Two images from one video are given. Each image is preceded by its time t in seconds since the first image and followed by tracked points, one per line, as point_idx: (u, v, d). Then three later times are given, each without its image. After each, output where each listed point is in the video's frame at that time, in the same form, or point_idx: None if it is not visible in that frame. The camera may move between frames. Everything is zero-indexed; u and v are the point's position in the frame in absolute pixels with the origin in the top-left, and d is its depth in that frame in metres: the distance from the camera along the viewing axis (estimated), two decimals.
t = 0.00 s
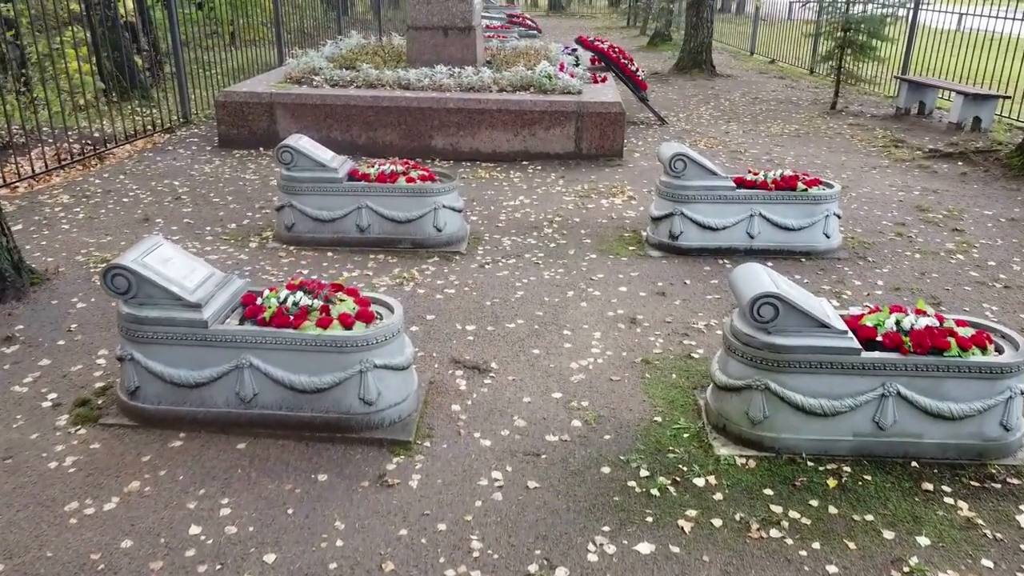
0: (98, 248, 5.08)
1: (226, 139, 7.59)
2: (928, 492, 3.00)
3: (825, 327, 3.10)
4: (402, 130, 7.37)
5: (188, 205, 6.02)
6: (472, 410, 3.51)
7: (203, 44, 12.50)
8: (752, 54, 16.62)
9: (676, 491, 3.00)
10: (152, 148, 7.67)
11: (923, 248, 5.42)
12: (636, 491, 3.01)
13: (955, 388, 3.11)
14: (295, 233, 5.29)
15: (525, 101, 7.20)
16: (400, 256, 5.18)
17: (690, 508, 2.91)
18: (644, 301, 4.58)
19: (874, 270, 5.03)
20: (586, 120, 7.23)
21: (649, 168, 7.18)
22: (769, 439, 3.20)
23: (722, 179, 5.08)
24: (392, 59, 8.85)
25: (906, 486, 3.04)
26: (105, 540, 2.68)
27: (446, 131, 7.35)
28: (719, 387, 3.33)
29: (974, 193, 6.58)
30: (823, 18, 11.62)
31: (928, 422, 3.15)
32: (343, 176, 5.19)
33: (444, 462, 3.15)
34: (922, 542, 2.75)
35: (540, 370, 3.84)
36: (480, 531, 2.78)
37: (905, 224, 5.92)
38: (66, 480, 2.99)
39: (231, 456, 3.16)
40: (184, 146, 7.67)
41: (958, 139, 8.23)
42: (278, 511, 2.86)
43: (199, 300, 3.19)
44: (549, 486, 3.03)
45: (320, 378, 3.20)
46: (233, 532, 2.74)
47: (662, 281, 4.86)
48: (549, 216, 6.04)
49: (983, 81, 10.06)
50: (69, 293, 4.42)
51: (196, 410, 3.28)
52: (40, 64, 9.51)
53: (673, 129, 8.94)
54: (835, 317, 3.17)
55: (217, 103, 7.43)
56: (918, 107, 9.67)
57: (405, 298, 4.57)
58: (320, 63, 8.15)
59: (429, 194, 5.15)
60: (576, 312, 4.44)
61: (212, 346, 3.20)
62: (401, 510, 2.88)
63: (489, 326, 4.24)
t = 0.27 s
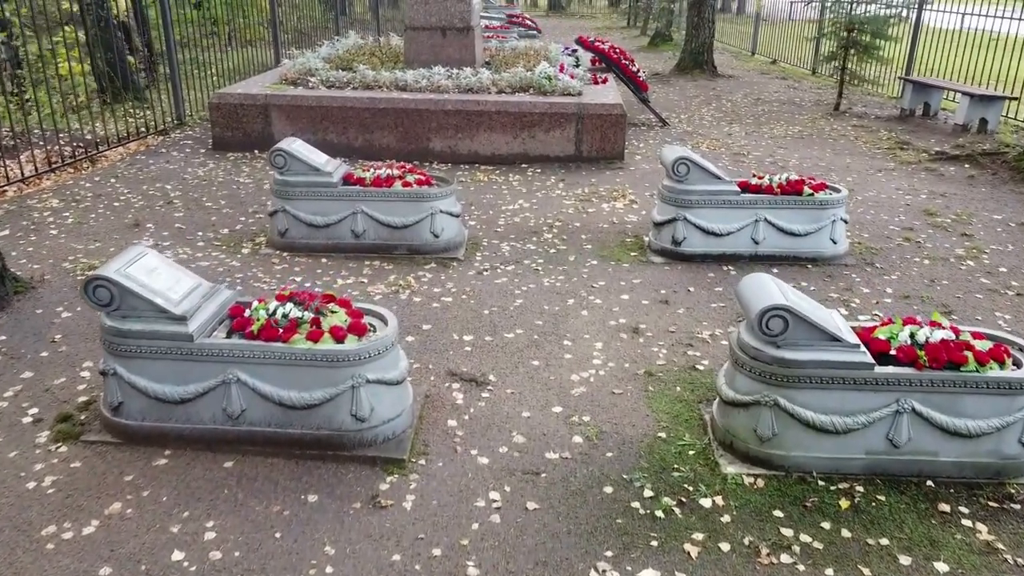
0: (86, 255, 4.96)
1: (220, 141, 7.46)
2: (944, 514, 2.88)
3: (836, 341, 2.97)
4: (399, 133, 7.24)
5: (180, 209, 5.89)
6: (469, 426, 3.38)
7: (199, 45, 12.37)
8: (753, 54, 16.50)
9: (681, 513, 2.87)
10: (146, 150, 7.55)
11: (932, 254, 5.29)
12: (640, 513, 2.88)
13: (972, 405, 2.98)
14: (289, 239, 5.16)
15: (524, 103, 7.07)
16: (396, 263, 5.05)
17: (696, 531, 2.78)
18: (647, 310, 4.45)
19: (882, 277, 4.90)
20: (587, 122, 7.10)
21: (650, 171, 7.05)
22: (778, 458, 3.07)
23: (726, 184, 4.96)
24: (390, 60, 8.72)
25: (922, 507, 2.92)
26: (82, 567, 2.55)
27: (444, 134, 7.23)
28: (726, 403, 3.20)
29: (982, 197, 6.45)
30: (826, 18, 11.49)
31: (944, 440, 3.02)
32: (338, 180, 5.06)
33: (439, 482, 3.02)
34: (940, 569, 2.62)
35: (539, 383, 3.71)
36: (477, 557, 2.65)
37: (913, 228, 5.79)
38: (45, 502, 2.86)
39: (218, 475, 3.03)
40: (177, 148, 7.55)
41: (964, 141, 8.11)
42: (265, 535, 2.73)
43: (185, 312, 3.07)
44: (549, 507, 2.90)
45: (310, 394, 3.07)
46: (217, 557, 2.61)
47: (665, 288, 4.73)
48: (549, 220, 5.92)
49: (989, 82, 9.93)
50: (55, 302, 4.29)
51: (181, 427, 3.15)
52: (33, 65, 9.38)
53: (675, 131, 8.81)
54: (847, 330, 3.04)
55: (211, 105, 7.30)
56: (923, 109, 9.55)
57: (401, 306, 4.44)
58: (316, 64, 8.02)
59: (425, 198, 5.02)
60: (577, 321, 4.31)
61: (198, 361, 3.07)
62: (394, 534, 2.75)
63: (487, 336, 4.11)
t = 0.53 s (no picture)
0: (75, 262, 4.83)
1: (215, 144, 7.34)
2: (963, 539, 2.75)
3: (849, 358, 2.86)
4: (397, 136, 7.13)
5: (173, 215, 5.77)
6: (467, 443, 3.26)
7: (196, 46, 12.24)
8: (755, 55, 16.38)
9: (689, 538, 2.75)
10: (139, 154, 7.42)
11: (942, 261, 5.17)
12: (646, 537, 2.76)
13: (991, 424, 2.86)
14: (283, 246, 5.03)
15: (524, 105, 6.94)
16: (393, 270, 4.93)
17: (704, 557, 2.66)
18: (650, 320, 4.33)
19: (891, 285, 4.78)
20: (587, 124, 6.97)
21: (652, 174, 6.93)
22: (789, 478, 2.95)
23: (731, 189, 4.84)
24: (388, 62, 8.60)
25: (939, 531, 2.80)
26: None
27: (442, 136, 7.10)
28: (733, 420, 3.08)
29: (991, 201, 6.33)
30: (829, 19, 11.37)
31: (962, 460, 2.90)
32: (334, 186, 4.94)
33: (436, 504, 2.90)
34: None
35: (540, 397, 3.59)
36: None
37: (921, 234, 5.67)
38: (24, 526, 2.74)
39: (205, 497, 2.90)
40: (171, 152, 7.42)
41: (971, 144, 7.99)
42: (253, 561, 2.61)
43: (171, 327, 2.95)
44: (550, 531, 2.77)
45: (301, 413, 2.95)
46: None
47: (669, 297, 4.61)
48: (549, 226, 5.80)
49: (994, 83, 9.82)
50: (41, 313, 4.17)
51: (168, 446, 3.03)
52: (26, 66, 9.25)
53: (677, 133, 8.69)
54: (860, 346, 2.92)
55: (205, 108, 7.17)
56: (927, 110, 9.43)
57: (397, 316, 4.32)
58: (313, 66, 7.89)
59: (423, 204, 4.90)
60: (578, 331, 4.19)
61: (185, 378, 2.95)
62: (389, 561, 2.62)
63: (486, 347, 3.99)
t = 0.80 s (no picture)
0: (62, 270, 4.71)
1: (209, 147, 7.21)
2: (983, 565, 2.63)
3: (863, 375, 2.73)
4: (394, 138, 7.00)
5: (164, 220, 5.65)
6: (464, 462, 3.13)
7: (191, 46, 12.11)
8: (756, 55, 16.27)
9: (695, 564, 2.63)
10: (132, 157, 7.30)
11: (952, 268, 5.05)
12: (651, 563, 2.63)
13: (1011, 444, 2.73)
14: (276, 252, 4.91)
15: (524, 107, 6.82)
16: (389, 278, 4.80)
17: None
18: (654, 330, 4.21)
19: (901, 293, 4.66)
20: (588, 127, 6.85)
21: (654, 178, 6.80)
22: (800, 500, 2.82)
23: (736, 195, 4.71)
24: (385, 63, 8.47)
25: (958, 558, 2.67)
26: None
27: (440, 139, 6.97)
28: (742, 439, 2.96)
29: (1000, 206, 6.20)
30: (832, 19, 11.24)
31: (981, 482, 2.77)
32: (328, 191, 4.82)
33: (431, 528, 2.77)
34: None
35: (539, 412, 3.46)
36: None
37: (930, 240, 5.55)
38: None
39: (190, 520, 2.78)
40: (165, 155, 7.30)
41: (977, 147, 7.87)
42: None
43: (155, 342, 2.82)
44: (551, 557, 2.65)
45: (290, 432, 2.83)
46: None
47: (673, 306, 4.49)
48: (549, 231, 5.67)
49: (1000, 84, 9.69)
50: (25, 323, 4.04)
51: (151, 467, 2.90)
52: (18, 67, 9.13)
53: (679, 136, 8.56)
54: (874, 363, 2.80)
55: (199, 110, 7.04)
56: (933, 112, 9.31)
57: (393, 326, 4.20)
58: (309, 67, 7.77)
59: (420, 210, 4.78)
60: (579, 342, 4.07)
61: (169, 395, 2.83)
62: None
63: (484, 359, 3.87)
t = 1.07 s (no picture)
0: (48, 279, 4.58)
1: (202, 150, 7.09)
2: None
3: (878, 395, 2.61)
4: (391, 142, 6.88)
5: (155, 226, 5.53)
6: (461, 483, 3.00)
7: (188, 47, 11.98)
8: (758, 56, 16.15)
9: None
10: (125, 160, 7.17)
11: (962, 275, 4.92)
12: None
13: None
14: (269, 260, 4.79)
15: (523, 110, 6.69)
16: (384, 287, 4.68)
17: None
18: (657, 341, 4.09)
19: (911, 302, 4.53)
20: (589, 130, 6.72)
21: (656, 182, 6.68)
22: (811, 525, 2.70)
23: (741, 201, 4.59)
24: (383, 64, 8.35)
25: None
26: None
27: (438, 142, 6.85)
28: (750, 459, 2.83)
29: (1010, 211, 6.08)
30: (835, 20, 11.12)
31: (1000, 506, 2.65)
32: (322, 198, 4.70)
33: (425, 555, 2.65)
34: None
35: (539, 429, 3.34)
36: None
37: (939, 246, 5.42)
38: None
39: (173, 546, 2.65)
40: (158, 158, 7.17)
41: (985, 150, 7.75)
42: None
43: (137, 359, 2.69)
44: None
45: (279, 453, 2.71)
46: None
47: (676, 316, 4.37)
48: (549, 237, 5.55)
49: (1006, 86, 9.57)
50: (8, 335, 3.92)
51: (134, 489, 2.78)
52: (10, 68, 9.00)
53: (681, 138, 8.44)
54: (889, 381, 2.68)
55: (192, 113, 6.92)
56: (938, 114, 9.19)
57: (388, 337, 4.07)
58: (305, 69, 7.64)
59: (417, 217, 4.65)
60: (580, 354, 3.95)
61: (152, 415, 2.70)
62: None
63: (482, 372, 3.74)
